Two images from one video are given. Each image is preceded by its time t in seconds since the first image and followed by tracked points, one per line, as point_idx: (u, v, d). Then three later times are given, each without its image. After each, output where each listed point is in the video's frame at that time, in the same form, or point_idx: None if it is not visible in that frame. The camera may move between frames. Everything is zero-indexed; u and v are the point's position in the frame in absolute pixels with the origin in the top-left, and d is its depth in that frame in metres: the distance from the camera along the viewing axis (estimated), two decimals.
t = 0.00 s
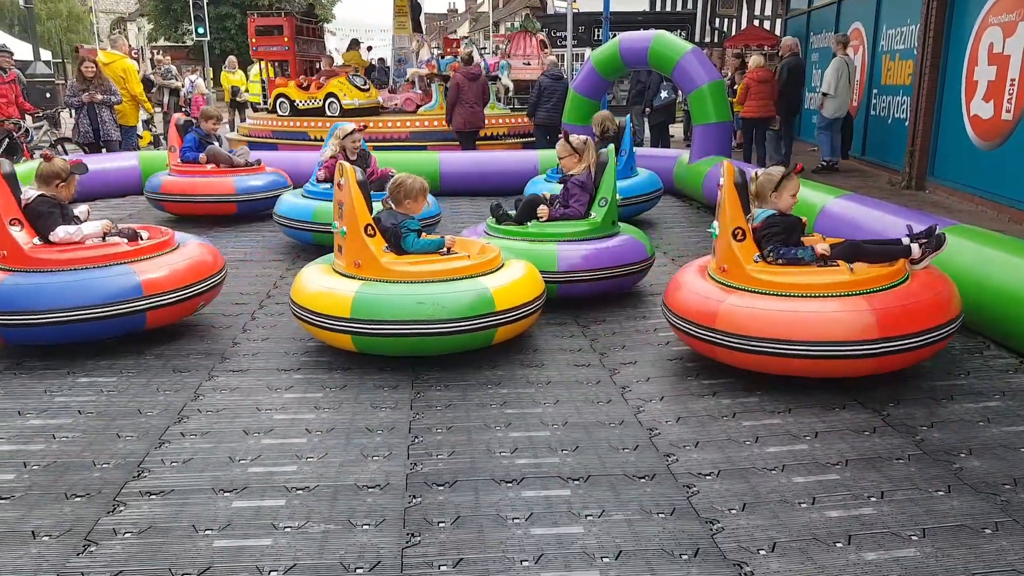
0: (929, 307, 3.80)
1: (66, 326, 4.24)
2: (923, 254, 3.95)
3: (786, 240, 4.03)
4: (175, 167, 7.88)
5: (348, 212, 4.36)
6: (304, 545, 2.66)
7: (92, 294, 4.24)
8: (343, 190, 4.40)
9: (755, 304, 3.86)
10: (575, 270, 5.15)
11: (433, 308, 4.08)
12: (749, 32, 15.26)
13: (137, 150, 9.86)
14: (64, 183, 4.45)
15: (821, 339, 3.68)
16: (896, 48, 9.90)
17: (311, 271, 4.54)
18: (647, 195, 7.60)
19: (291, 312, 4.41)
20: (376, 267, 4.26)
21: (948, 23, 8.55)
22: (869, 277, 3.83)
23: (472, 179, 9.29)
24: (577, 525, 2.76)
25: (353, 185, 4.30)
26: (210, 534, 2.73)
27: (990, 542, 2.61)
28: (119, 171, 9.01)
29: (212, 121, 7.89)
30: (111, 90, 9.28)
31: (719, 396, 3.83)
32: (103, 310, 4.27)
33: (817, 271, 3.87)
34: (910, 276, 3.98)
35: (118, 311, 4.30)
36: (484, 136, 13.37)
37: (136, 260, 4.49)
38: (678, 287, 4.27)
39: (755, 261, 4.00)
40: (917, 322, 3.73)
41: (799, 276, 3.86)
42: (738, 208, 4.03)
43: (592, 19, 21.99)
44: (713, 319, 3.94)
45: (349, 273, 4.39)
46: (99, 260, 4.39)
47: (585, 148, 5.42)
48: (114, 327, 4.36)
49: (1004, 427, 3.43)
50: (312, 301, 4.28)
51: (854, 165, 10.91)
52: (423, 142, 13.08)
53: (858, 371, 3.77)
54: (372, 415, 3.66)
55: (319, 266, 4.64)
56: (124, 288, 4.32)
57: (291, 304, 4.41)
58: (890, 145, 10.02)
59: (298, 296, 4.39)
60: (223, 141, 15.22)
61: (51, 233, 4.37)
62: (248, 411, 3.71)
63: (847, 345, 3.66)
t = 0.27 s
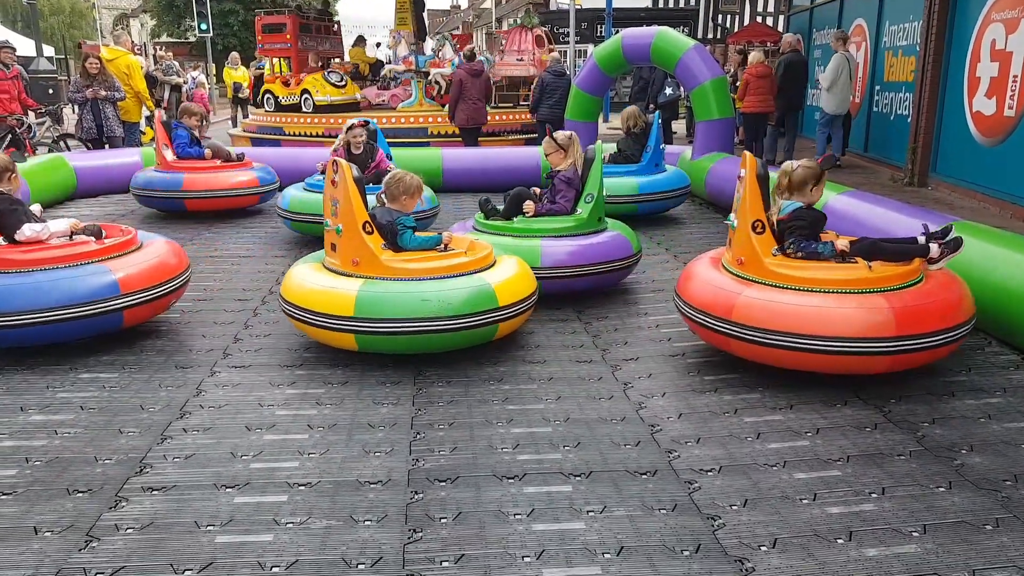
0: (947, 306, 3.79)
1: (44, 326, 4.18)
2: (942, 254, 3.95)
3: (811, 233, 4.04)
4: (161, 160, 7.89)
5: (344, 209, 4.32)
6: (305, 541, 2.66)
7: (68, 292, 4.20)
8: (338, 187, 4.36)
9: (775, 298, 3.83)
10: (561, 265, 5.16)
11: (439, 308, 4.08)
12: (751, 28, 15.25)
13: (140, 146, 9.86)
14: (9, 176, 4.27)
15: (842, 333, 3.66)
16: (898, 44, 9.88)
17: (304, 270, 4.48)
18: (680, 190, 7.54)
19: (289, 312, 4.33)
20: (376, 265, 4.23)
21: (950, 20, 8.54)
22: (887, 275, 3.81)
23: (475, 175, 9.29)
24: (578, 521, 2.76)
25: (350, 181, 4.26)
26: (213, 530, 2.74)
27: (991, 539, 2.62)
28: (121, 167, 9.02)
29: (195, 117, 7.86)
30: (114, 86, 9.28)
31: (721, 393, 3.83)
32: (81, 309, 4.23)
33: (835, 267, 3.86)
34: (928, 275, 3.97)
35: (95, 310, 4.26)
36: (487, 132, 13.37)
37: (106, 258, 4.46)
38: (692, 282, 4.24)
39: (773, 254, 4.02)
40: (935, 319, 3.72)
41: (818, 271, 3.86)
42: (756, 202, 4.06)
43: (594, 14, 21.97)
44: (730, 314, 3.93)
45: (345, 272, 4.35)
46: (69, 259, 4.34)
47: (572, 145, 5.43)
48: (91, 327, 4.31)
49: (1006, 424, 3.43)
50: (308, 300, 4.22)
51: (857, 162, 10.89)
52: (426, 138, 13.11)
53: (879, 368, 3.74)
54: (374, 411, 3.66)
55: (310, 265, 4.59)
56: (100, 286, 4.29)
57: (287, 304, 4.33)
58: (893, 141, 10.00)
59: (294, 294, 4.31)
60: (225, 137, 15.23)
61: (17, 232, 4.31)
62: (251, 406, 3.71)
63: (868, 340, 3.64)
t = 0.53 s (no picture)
0: (929, 306, 3.79)
1: (49, 326, 4.19)
2: (923, 254, 3.96)
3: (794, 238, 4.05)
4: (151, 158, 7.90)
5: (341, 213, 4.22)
6: (306, 540, 2.67)
7: (73, 292, 4.22)
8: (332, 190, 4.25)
9: (751, 298, 3.84)
10: (540, 263, 5.19)
11: (448, 309, 4.08)
12: (752, 28, 15.24)
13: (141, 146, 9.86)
14: None
15: (809, 333, 3.67)
16: (898, 43, 9.88)
17: (296, 274, 4.39)
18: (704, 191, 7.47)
19: (282, 317, 4.25)
20: (379, 268, 4.16)
21: (950, 20, 8.54)
22: (867, 275, 3.81)
23: (474, 174, 9.28)
24: (579, 520, 2.76)
25: (348, 182, 4.16)
26: (213, 529, 2.74)
27: (991, 538, 2.62)
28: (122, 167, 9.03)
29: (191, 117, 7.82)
30: (116, 87, 9.28)
31: (721, 392, 3.83)
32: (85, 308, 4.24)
33: (813, 267, 3.86)
34: (908, 275, 3.97)
35: (100, 309, 4.28)
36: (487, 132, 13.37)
37: (106, 257, 4.47)
38: (675, 282, 4.24)
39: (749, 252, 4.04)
40: (915, 319, 3.71)
41: (792, 271, 3.86)
42: (735, 198, 4.05)
43: (595, 14, 21.98)
44: (702, 311, 3.96)
45: (344, 276, 4.24)
46: (70, 258, 4.35)
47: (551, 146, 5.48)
48: (95, 326, 4.33)
49: (1006, 423, 3.43)
50: (311, 306, 4.12)
51: (857, 161, 10.89)
52: (426, 137, 13.14)
53: (850, 368, 3.74)
54: (374, 410, 3.67)
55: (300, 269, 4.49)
56: (104, 285, 4.31)
57: (280, 309, 4.25)
58: (893, 140, 10.00)
59: (287, 298, 4.23)
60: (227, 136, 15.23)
61: (18, 233, 4.30)
62: (251, 406, 3.71)
63: (837, 340, 3.64)
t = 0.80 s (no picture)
0: (882, 305, 3.84)
1: (69, 322, 4.22)
2: (879, 254, 4.00)
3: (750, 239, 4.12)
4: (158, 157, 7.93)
5: (347, 215, 4.14)
6: (308, 539, 2.67)
7: (93, 288, 4.25)
8: (336, 192, 4.15)
9: (701, 298, 3.91)
10: (517, 262, 5.23)
11: (465, 306, 4.10)
12: (754, 28, 15.21)
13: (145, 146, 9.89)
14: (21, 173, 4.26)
15: (745, 331, 3.75)
16: (901, 43, 9.86)
17: (296, 278, 4.29)
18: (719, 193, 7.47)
19: (285, 323, 4.17)
20: (390, 270, 4.13)
21: (954, 19, 8.52)
22: (818, 275, 3.86)
23: (476, 173, 9.28)
24: (581, 520, 2.76)
25: (354, 184, 4.08)
26: (216, 528, 2.74)
27: (994, 538, 2.61)
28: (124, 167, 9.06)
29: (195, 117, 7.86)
30: (120, 88, 9.30)
31: (723, 392, 3.83)
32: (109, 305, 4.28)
33: (761, 267, 3.92)
34: (862, 275, 3.99)
35: (124, 306, 4.32)
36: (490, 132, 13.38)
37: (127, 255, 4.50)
38: (632, 280, 4.34)
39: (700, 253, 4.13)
40: (864, 318, 3.76)
41: (738, 271, 3.93)
42: (690, 201, 4.28)
43: (597, 14, 21.98)
44: (649, 309, 4.06)
45: (352, 280, 4.17)
46: (93, 255, 4.38)
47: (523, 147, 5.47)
48: (117, 322, 4.38)
49: (1009, 423, 3.42)
50: (321, 311, 4.04)
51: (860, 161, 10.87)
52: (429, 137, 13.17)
53: (788, 366, 3.80)
54: (376, 410, 3.67)
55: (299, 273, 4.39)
56: (127, 283, 4.35)
57: (284, 314, 4.16)
58: (897, 140, 9.98)
59: (290, 303, 4.14)
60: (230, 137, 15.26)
61: (42, 231, 4.31)
62: (254, 406, 3.72)
63: (772, 338, 3.71)
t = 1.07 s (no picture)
0: (804, 304, 3.94)
1: (112, 313, 4.34)
2: (811, 254, 4.03)
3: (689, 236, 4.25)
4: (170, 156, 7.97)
5: (354, 217, 4.10)
6: (311, 537, 2.68)
7: (132, 280, 4.36)
8: (342, 193, 4.11)
9: (625, 291, 4.09)
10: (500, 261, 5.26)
11: (475, 305, 4.13)
12: (757, 27, 15.18)
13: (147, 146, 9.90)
14: (61, 169, 4.43)
15: (663, 323, 3.90)
16: (904, 42, 9.85)
17: (298, 282, 4.18)
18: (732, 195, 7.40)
19: (294, 329, 4.07)
20: (402, 270, 4.13)
21: (957, 18, 8.51)
22: (740, 273, 3.99)
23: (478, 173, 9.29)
24: (583, 518, 2.77)
25: (362, 185, 4.06)
26: (218, 526, 2.75)
27: (995, 537, 2.61)
28: (127, 167, 9.07)
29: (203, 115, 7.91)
30: (122, 87, 9.32)
31: (725, 391, 3.83)
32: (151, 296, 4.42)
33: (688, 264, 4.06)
34: (793, 276, 4.10)
35: (166, 296, 4.46)
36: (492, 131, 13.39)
37: (163, 248, 4.64)
38: (581, 276, 4.52)
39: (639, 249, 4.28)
40: (782, 315, 3.88)
41: (667, 267, 4.08)
42: (634, 198, 4.42)
43: (599, 13, 21.98)
44: (586, 302, 4.25)
45: (362, 283, 4.13)
46: (133, 249, 4.52)
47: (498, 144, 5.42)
48: (158, 313, 4.51)
49: (1011, 423, 3.42)
50: (332, 315, 3.98)
51: (863, 160, 10.86)
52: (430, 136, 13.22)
53: (705, 359, 3.94)
54: (379, 409, 3.67)
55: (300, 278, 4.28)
56: (168, 274, 4.49)
57: (294, 320, 4.05)
58: (899, 140, 9.97)
59: (301, 308, 4.05)
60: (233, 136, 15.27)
61: (82, 225, 4.46)
62: (256, 405, 3.73)
63: (688, 331, 3.86)
